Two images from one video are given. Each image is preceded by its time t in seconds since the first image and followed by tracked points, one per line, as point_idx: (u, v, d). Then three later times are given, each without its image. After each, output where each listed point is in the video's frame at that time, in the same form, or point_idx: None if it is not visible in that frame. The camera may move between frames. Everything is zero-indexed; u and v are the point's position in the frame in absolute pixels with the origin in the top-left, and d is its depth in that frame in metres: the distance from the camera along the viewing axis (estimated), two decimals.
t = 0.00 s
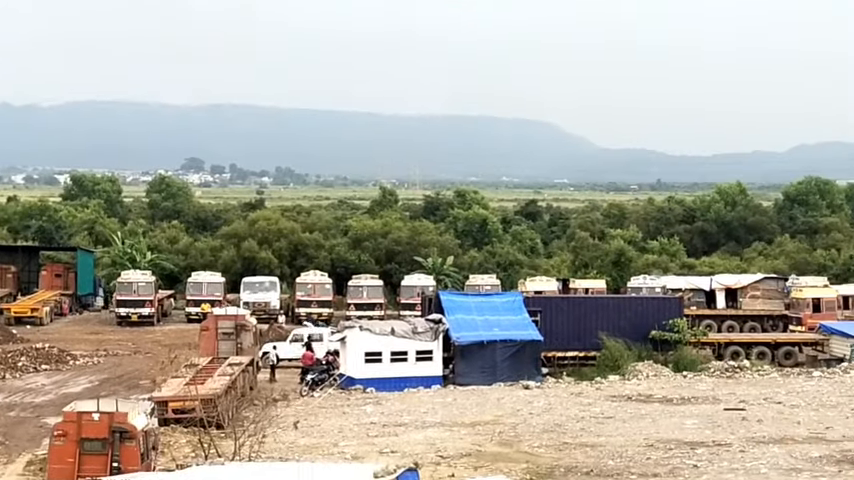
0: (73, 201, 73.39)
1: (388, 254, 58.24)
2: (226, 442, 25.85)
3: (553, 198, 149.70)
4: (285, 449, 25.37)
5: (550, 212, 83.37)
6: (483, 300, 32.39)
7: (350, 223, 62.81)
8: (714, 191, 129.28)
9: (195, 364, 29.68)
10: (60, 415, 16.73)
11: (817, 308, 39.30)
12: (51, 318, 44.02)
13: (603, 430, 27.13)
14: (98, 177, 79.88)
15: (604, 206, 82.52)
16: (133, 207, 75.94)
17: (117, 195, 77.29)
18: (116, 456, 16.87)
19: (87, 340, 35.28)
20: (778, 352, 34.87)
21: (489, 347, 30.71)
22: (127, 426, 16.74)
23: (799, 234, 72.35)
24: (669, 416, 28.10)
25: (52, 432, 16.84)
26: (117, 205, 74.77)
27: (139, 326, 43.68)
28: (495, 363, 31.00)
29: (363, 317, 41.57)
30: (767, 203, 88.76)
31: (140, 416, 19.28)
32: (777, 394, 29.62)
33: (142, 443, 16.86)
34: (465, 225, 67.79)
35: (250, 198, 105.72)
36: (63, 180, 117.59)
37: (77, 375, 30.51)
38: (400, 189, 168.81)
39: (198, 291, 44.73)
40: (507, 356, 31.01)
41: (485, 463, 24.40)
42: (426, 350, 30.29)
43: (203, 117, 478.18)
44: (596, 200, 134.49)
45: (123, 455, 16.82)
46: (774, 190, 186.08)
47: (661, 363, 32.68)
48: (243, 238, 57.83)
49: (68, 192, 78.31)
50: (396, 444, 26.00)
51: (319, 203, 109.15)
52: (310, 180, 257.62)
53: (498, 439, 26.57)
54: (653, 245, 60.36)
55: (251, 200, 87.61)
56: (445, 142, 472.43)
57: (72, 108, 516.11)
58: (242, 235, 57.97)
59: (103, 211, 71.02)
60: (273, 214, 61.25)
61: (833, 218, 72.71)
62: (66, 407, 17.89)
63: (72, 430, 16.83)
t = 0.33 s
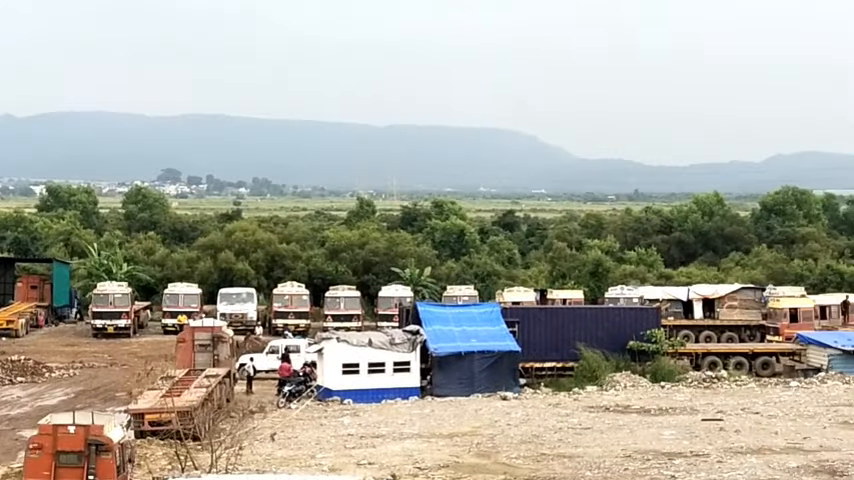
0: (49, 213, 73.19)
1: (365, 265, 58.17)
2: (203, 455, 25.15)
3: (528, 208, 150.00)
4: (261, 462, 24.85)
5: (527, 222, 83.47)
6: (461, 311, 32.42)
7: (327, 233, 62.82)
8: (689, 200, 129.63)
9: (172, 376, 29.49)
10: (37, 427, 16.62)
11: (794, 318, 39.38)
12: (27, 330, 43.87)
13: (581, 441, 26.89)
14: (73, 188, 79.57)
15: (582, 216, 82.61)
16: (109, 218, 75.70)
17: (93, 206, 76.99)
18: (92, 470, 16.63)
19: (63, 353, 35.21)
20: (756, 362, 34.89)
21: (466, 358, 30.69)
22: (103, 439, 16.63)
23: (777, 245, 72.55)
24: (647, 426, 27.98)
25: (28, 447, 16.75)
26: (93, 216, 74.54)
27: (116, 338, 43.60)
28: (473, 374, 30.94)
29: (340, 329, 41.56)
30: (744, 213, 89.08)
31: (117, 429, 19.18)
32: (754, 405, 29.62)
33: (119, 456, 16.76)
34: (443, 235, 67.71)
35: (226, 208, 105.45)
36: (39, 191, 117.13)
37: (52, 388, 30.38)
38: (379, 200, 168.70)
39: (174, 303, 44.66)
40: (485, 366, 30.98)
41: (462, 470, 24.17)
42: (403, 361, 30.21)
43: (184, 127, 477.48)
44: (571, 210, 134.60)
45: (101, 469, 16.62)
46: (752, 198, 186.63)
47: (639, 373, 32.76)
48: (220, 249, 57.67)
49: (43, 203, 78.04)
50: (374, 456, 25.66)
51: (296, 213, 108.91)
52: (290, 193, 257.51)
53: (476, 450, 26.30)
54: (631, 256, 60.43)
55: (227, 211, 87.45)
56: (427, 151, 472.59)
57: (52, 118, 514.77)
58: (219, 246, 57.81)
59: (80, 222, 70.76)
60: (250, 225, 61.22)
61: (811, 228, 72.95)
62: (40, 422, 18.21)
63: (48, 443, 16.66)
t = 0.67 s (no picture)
0: (32, 223, 73.05)
1: (350, 274, 58.20)
2: (187, 464, 24.62)
3: (515, 217, 150.42)
4: (247, 472, 24.46)
5: (513, 230, 83.53)
6: (446, 320, 32.41)
7: (312, 242, 62.89)
8: (674, 207, 129.95)
9: (156, 386, 29.30)
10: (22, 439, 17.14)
11: (780, 327, 39.39)
12: (10, 341, 43.66)
13: (568, 450, 26.70)
14: (57, 198, 79.31)
15: (568, 224, 82.61)
16: (93, 227, 75.46)
17: (77, 215, 76.75)
18: None
19: (46, 364, 35.06)
20: (742, 370, 34.72)
21: (452, 367, 30.62)
22: (87, 451, 17.31)
23: (763, 252, 72.66)
24: (634, 435, 27.85)
25: (12, 458, 17.28)
26: (77, 226, 74.51)
27: (100, 348, 43.45)
28: (459, 383, 30.96)
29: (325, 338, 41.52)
30: (729, 220, 89.26)
31: (100, 441, 18.99)
32: (741, 413, 29.56)
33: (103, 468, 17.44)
34: (429, 244, 67.65)
35: (210, 218, 105.42)
36: (26, 200, 116.98)
37: (36, 398, 30.20)
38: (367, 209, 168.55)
39: (158, 313, 44.54)
40: (471, 376, 30.99)
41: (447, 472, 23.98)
42: (388, 371, 30.07)
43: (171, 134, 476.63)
44: (554, 219, 134.74)
45: None
46: (737, 208, 187.27)
47: (625, 382, 32.77)
48: (204, 258, 57.49)
49: (27, 213, 77.76)
50: (359, 466, 25.39)
51: (279, 223, 108.94)
52: (276, 204, 257.35)
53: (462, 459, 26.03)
54: (616, 263, 60.46)
55: (213, 220, 87.35)
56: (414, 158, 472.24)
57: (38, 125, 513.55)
58: (203, 256, 57.65)
59: (63, 232, 70.57)
60: (234, 234, 61.24)
61: (796, 236, 73.05)
62: (28, 433, 18.43)
63: (32, 455, 17.25)
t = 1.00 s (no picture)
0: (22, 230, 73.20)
1: (340, 281, 58.43)
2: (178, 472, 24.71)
3: (502, 224, 150.80)
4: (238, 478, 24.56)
5: (501, 237, 83.79)
6: (435, 327, 32.66)
7: (302, 249, 63.12)
8: (659, 213, 130.37)
9: (147, 393, 29.45)
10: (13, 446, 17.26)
11: (766, 332, 39.63)
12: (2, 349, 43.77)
13: (556, 454, 26.84)
14: (48, 206, 79.43)
15: (555, 231, 82.90)
16: (83, 235, 75.62)
17: (67, 223, 76.90)
18: None
19: (38, 371, 35.21)
20: (729, 375, 35.24)
21: (441, 373, 30.85)
22: (79, 458, 17.41)
23: (749, 258, 73.02)
24: (621, 440, 28.03)
25: (4, 465, 17.40)
26: (68, 234, 74.63)
27: (91, 355, 43.59)
28: (448, 388, 31.15)
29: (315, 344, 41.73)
30: (716, 227, 89.65)
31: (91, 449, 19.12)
32: (727, 417, 29.82)
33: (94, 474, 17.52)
34: (417, 251, 67.87)
35: (199, 226, 105.44)
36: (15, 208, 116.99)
37: (28, 406, 30.36)
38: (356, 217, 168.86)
39: (149, 321, 44.72)
40: (459, 381, 31.23)
41: (437, 472, 24.08)
42: (378, 377, 30.29)
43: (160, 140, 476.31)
44: (543, 225, 135.14)
45: None
46: (722, 215, 188.11)
47: (612, 386, 33.04)
48: (194, 266, 57.72)
49: (17, 221, 77.87)
50: (349, 471, 25.50)
51: (269, 229, 109.00)
52: (267, 212, 257.35)
53: (451, 465, 26.13)
54: (603, 269, 60.74)
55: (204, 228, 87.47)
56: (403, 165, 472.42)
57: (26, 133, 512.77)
58: (193, 263, 57.88)
59: (53, 240, 70.67)
60: (224, 241, 61.44)
61: (782, 241, 73.44)
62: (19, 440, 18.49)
63: (24, 462, 17.36)
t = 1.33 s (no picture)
0: (15, 242, 73.18)
1: (333, 291, 58.45)
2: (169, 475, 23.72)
3: (495, 234, 150.97)
4: None
5: (494, 247, 83.78)
6: (428, 338, 32.67)
7: (295, 260, 63.09)
8: (653, 222, 130.53)
9: (140, 406, 29.37)
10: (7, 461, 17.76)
11: (760, 342, 39.58)
12: None
13: (550, 464, 26.70)
14: (40, 218, 79.35)
15: (549, 241, 82.90)
16: (76, 247, 75.58)
17: (60, 236, 76.82)
18: None
19: (31, 385, 35.15)
20: (724, 384, 35.21)
21: (435, 384, 30.81)
22: (72, 472, 18.04)
23: (743, 267, 73.09)
24: (616, 450, 27.94)
25: None
26: (60, 246, 74.57)
27: (84, 368, 43.53)
28: (442, 399, 31.11)
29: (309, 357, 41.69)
30: (709, 237, 89.66)
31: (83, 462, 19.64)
32: (722, 428, 29.75)
33: None
34: (411, 261, 67.85)
35: (192, 238, 105.37)
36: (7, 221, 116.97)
37: (21, 419, 30.29)
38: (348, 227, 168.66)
39: (142, 333, 44.66)
40: (453, 392, 31.19)
41: None
42: (372, 389, 30.24)
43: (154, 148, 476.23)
44: (535, 236, 135.34)
45: None
46: (716, 224, 188.07)
47: (607, 396, 33.01)
48: (187, 277, 57.67)
49: (9, 234, 77.76)
50: None
51: (260, 241, 108.95)
52: (261, 222, 257.50)
53: (445, 476, 25.97)
54: (597, 279, 60.69)
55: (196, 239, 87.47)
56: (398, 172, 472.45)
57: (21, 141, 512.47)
58: (186, 274, 57.84)
59: (46, 252, 70.61)
60: (216, 253, 61.40)
61: (776, 251, 73.51)
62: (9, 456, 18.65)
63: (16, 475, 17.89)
